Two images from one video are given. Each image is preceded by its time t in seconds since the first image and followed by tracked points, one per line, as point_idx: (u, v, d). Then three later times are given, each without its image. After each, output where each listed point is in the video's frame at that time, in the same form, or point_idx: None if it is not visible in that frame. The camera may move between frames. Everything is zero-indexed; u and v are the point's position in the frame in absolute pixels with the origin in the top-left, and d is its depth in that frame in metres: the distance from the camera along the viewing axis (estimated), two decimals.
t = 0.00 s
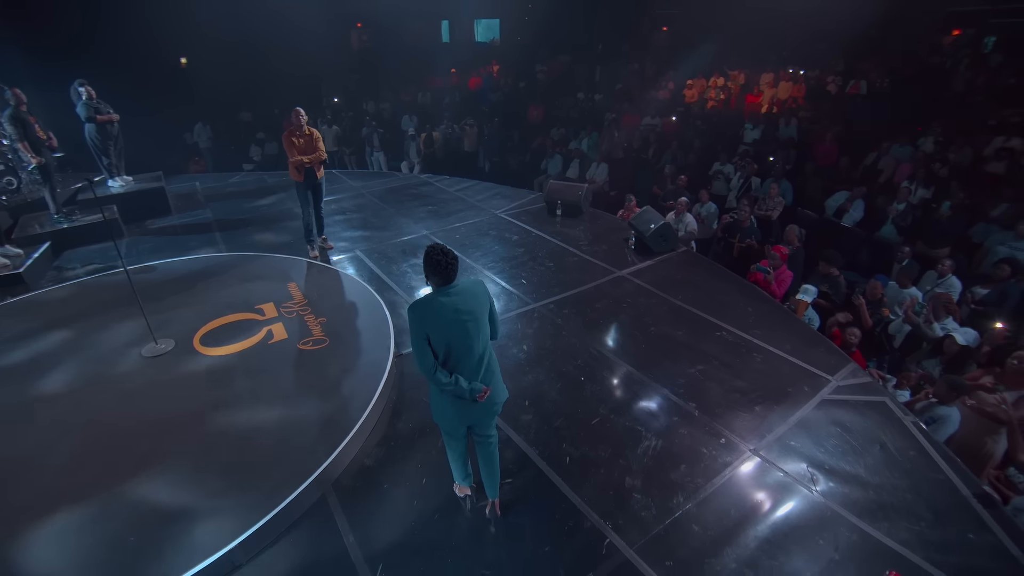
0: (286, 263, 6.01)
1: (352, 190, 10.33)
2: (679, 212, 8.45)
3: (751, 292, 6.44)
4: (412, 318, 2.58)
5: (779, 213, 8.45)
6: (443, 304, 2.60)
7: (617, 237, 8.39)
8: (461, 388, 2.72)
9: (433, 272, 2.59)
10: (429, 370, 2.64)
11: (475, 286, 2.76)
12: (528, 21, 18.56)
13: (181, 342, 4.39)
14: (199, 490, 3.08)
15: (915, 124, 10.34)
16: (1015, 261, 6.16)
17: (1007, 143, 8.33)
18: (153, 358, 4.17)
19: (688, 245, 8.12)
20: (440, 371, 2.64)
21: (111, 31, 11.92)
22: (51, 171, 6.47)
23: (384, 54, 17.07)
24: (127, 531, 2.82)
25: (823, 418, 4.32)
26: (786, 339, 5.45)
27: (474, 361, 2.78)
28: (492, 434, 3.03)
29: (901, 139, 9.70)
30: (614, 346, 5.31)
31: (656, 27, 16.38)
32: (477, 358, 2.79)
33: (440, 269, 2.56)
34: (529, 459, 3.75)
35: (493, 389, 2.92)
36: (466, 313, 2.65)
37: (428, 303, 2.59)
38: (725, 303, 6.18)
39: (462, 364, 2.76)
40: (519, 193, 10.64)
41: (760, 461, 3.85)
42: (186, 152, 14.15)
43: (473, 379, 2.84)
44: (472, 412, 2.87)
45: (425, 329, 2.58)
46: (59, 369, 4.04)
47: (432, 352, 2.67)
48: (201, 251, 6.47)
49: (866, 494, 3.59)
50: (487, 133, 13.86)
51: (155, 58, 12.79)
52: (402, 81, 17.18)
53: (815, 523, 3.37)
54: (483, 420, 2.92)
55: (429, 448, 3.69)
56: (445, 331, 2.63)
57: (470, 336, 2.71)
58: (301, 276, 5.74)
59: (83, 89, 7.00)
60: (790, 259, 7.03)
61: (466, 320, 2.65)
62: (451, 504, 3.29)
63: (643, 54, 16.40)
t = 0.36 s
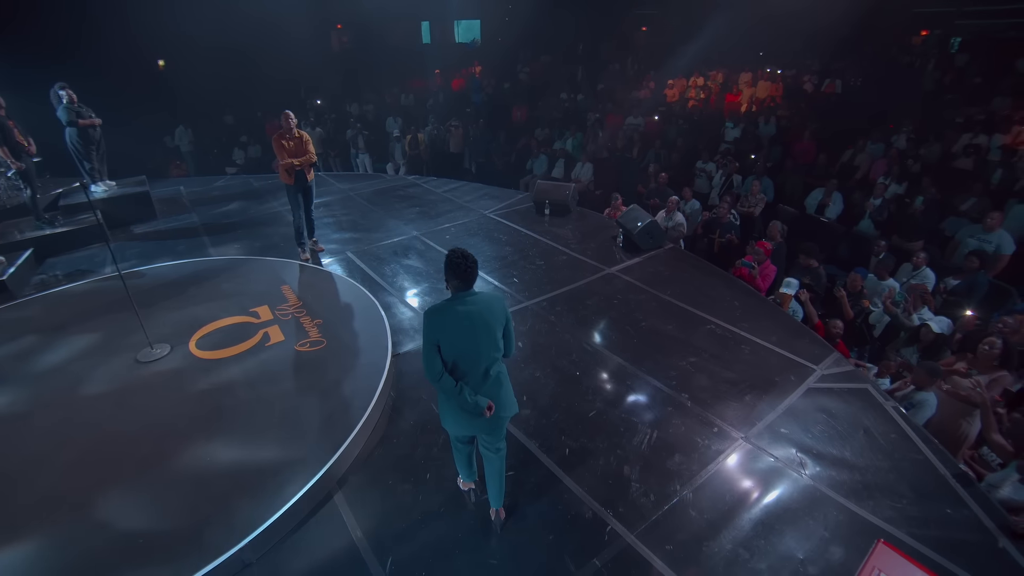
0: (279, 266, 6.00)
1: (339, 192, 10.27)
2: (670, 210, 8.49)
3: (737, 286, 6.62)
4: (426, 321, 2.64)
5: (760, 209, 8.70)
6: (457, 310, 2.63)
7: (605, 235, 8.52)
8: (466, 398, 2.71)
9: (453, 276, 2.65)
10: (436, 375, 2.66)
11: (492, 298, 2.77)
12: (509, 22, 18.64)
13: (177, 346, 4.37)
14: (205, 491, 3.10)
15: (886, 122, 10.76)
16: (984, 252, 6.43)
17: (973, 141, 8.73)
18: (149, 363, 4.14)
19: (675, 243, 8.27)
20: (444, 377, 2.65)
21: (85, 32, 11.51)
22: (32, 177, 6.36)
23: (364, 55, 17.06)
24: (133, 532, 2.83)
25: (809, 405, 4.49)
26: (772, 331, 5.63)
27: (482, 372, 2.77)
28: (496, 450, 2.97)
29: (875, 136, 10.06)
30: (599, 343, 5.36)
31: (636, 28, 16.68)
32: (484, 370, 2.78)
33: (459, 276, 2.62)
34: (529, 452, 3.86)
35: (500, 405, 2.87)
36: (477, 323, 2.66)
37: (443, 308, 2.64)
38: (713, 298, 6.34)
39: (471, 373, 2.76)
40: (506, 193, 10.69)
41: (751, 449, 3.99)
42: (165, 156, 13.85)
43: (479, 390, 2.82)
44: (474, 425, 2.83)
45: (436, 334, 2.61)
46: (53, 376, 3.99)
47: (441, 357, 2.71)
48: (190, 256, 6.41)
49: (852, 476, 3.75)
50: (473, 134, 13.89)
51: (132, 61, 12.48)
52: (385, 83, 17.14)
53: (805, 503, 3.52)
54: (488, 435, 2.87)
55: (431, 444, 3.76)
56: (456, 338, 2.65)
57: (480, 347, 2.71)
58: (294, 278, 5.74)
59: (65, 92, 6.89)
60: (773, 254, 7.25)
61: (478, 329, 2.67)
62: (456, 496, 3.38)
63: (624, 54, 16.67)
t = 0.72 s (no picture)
0: (271, 269, 5.99)
1: (326, 194, 10.21)
2: (665, 210, 8.77)
3: (723, 281, 6.79)
4: (436, 327, 2.65)
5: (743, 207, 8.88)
6: (467, 319, 2.64)
7: (594, 233, 8.62)
8: (470, 406, 2.72)
9: (468, 285, 2.66)
10: (443, 381, 2.68)
11: (504, 309, 2.76)
12: (490, 23, 18.67)
13: (173, 351, 4.36)
14: (210, 491, 3.14)
15: (861, 120, 11.13)
16: (955, 245, 6.71)
17: (943, 139, 9.28)
18: (144, 368, 4.13)
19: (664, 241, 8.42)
20: (451, 383, 2.66)
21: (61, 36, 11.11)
22: (13, 184, 6.24)
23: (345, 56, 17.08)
24: (140, 534, 2.86)
25: (796, 395, 4.65)
26: (758, 325, 5.80)
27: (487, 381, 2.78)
28: (498, 455, 3.02)
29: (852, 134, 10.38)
30: (588, 339, 5.47)
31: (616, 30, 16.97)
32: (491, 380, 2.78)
33: (473, 285, 2.61)
34: (528, 445, 3.97)
35: (505, 415, 2.88)
36: (486, 333, 2.66)
37: (455, 315, 2.65)
38: (701, 293, 6.50)
39: (476, 382, 2.77)
40: (493, 193, 10.73)
41: (741, 437, 4.13)
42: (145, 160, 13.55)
43: (485, 399, 2.82)
44: (477, 433, 2.84)
45: (446, 341, 2.62)
46: (46, 384, 3.95)
47: (448, 363, 2.72)
48: (179, 261, 6.35)
49: (837, 460, 3.91)
50: (458, 135, 13.92)
51: (110, 65, 12.18)
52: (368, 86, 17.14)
53: (793, 487, 3.67)
54: (488, 443, 2.89)
55: (431, 440, 3.83)
56: (464, 347, 2.66)
57: (488, 357, 2.72)
58: (287, 281, 5.75)
59: (44, 96, 6.73)
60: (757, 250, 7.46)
61: (488, 339, 2.67)
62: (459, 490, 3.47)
63: (606, 55, 16.91)
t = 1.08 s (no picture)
0: (264, 272, 6.00)
1: (314, 197, 10.16)
2: (654, 210, 8.96)
3: (710, 278, 6.96)
4: (419, 334, 2.68)
5: (727, 205, 9.07)
6: (448, 327, 2.65)
7: (583, 232, 8.71)
8: (450, 414, 2.71)
9: (451, 294, 2.68)
10: (423, 388, 2.67)
11: (489, 320, 2.77)
12: (473, 24, 18.69)
13: (169, 355, 4.37)
14: (215, 492, 3.18)
15: (838, 119, 11.45)
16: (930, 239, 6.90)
17: (917, 136, 9.61)
18: (141, 372, 4.14)
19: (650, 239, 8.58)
20: (430, 390, 2.67)
21: (38, 38, 10.81)
22: None
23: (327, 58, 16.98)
24: (148, 536, 2.90)
25: (782, 386, 4.81)
26: (744, 319, 5.97)
27: (469, 390, 2.77)
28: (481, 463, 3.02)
29: (831, 133, 10.67)
30: (578, 335, 5.58)
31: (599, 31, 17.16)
32: (472, 389, 2.77)
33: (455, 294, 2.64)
34: (526, 440, 4.06)
35: (487, 425, 2.86)
36: (467, 342, 2.67)
37: (437, 323, 2.66)
38: (689, 290, 6.65)
39: (457, 390, 2.76)
40: (482, 193, 10.78)
41: (730, 428, 4.27)
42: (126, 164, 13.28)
43: (467, 408, 2.81)
44: (456, 442, 2.83)
45: (427, 348, 2.63)
46: (42, 390, 3.93)
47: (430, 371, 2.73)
48: (169, 266, 6.32)
49: (823, 447, 4.07)
50: (445, 136, 13.94)
51: (87, 68, 11.91)
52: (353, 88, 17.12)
53: (782, 473, 3.81)
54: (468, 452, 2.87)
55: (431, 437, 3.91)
56: (446, 355, 2.66)
57: (470, 366, 2.71)
58: (280, 284, 5.77)
59: (22, 101, 6.61)
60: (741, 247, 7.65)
61: (469, 347, 2.68)
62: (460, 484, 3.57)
63: (589, 56, 17.08)
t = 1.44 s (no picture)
0: (255, 275, 6.00)
1: (301, 200, 10.11)
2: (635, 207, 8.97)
3: (697, 275, 7.12)
4: (389, 349, 2.65)
5: (711, 203, 9.25)
6: (417, 340, 2.63)
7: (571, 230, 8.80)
8: (425, 426, 2.72)
9: (418, 306, 2.65)
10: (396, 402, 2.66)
11: (458, 330, 2.75)
12: (454, 24, 18.66)
13: (164, 359, 4.37)
14: (217, 493, 3.23)
15: (816, 118, 11.75)
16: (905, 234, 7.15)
17: (892, 135, 9.94)
18: (136, 377, 4.15)
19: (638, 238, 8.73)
20: (404, 405, 2.66)
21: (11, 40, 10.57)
22: None
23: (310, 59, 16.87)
24: (152, 538, 2.94)
25: (767, 377, 4.98)
26: (731, 314, 6.14)
27: (443, 401, 2.77)
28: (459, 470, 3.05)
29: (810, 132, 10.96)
30: (568, 332, 5.69)
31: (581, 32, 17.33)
32: (445, 401, 2.77)
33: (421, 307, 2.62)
34: (522, 435, 4.16)
35: (462, 434, 2.88)
36: (437, 356, 2.65)
37: (405, 337, 2.63)
38: (676, 287, 6.81)
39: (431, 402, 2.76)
40: (470, 194, 10.80)
41: (719, 419, 4.41)
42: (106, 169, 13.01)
43: (442, 418, 2.81)
44: (433, 452, 2.85)
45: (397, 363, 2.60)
46: (37, 397, 3.92)
47: (402, 384, 2.71)
48: (158, 271, 6.28)
49: (808, 435, 4.23)
50: (431, 137, 13.93)
51: (62, 69, 11.66)
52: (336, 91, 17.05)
53: (768, 461, 3.97)
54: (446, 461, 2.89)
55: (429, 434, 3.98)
56: (417, 368, 2.64)
57: (441, 378, 2.70)
58: (273, 287, 5.78)
59: None
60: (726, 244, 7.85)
61: (439, 360, 2.66)
62: (459, 480, 3.65)
63: (573, 57, 17.25)
